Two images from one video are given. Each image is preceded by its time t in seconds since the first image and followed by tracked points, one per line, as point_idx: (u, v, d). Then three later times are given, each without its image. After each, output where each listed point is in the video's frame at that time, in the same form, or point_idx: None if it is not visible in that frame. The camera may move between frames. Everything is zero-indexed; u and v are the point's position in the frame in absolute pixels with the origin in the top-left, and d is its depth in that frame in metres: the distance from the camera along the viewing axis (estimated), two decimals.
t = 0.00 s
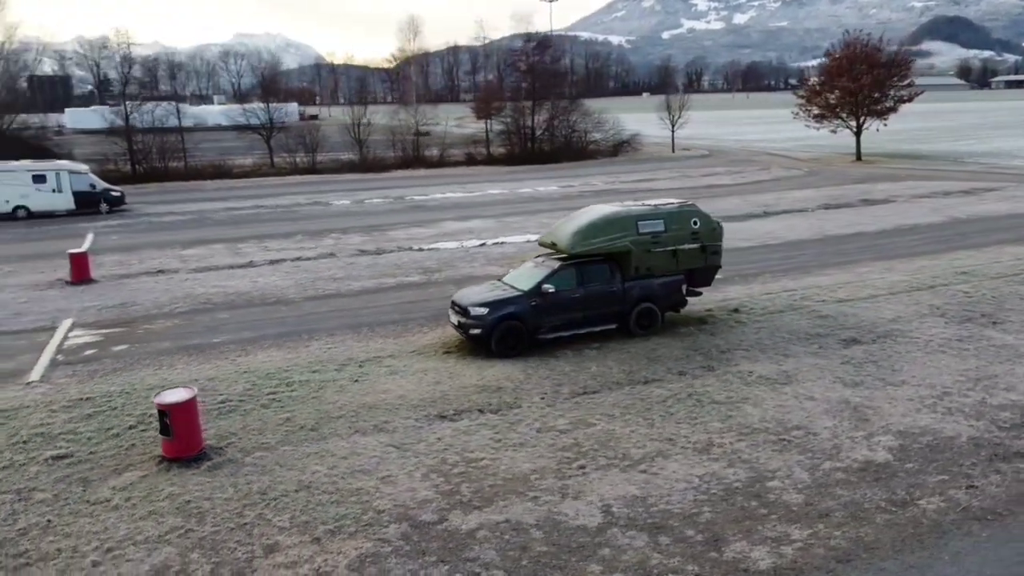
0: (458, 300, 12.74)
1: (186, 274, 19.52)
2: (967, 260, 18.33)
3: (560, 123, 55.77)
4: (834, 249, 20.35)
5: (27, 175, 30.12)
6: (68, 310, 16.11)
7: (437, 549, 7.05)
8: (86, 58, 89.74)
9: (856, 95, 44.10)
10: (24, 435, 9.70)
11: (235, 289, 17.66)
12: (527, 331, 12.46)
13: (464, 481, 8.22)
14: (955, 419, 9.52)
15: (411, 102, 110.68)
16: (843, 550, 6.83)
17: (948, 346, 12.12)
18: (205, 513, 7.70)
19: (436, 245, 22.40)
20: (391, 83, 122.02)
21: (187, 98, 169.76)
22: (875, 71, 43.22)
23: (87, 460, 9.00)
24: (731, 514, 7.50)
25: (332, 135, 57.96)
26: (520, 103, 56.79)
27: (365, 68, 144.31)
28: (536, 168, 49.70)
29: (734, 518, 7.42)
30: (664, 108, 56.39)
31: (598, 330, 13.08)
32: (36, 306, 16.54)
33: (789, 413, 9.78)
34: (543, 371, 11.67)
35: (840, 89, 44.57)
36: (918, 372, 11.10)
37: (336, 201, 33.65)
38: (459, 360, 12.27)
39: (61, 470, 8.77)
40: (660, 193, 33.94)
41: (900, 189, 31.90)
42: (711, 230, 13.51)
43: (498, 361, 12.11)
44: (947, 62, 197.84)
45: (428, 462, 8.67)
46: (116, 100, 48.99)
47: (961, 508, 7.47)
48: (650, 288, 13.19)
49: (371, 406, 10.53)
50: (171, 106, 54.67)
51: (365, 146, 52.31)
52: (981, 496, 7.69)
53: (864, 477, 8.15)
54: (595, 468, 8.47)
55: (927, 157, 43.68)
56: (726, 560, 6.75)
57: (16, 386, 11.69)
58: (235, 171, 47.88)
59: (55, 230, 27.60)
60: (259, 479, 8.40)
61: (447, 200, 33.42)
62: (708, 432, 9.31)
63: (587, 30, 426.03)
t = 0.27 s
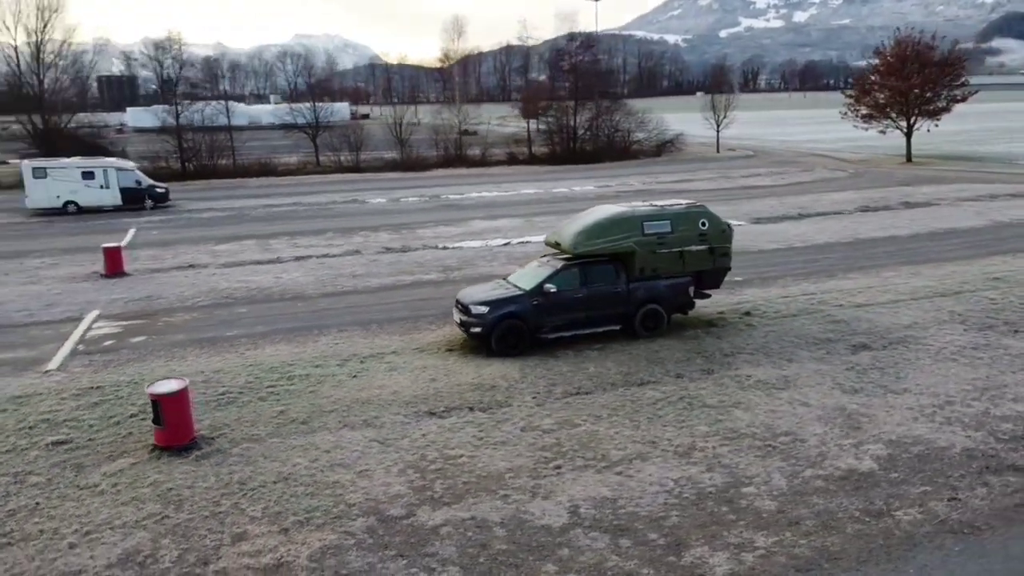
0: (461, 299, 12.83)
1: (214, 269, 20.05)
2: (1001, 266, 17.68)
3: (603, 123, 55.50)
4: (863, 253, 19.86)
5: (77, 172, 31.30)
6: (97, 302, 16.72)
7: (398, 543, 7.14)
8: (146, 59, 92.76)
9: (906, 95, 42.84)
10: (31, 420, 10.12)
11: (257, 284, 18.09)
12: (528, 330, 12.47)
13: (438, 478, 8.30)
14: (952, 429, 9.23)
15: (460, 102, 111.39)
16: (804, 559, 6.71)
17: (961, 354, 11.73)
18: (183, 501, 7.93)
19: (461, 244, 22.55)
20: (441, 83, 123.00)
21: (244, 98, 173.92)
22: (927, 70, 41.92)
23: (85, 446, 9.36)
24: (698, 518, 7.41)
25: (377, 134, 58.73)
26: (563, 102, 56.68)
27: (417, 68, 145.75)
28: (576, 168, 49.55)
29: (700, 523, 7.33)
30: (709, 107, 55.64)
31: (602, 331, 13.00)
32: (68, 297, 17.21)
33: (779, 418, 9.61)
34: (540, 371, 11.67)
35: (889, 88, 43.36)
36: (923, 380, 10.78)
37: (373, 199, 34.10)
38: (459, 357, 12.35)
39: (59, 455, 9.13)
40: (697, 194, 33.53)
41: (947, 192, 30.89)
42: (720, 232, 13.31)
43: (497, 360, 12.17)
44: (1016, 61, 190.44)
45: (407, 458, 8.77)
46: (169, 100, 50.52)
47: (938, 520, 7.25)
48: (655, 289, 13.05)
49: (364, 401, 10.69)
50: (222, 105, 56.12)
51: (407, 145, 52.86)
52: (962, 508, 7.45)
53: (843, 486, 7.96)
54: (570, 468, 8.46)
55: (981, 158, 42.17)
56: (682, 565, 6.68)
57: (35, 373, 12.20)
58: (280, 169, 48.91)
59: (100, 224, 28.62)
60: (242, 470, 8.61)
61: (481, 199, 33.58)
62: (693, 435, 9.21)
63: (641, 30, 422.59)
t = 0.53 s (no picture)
0: (465, 297, 12.89)
1: (240, 264, 20.53)
2: None
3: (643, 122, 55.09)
4: (890, 257, 19.38)
5: (121, 169, 32.31)
6: (124, 295, 17.26)
7: (366, 537, 7.24)
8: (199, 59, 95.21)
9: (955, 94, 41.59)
10: (41, 408, 10.51)
11: (278, 280, 18.46)
12: (531, 329, 12.48)
13: (417, 474, 8.38)
14: (949, 438, 8.97)
15: (504, 101, 111.72)
16: (768, 566, 6.61)
17: (973, 362, 11.38)
18: (169, 489, 8.17)
19: (484, 243, 22.67)
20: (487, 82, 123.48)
21: (295, 97, 177.09)
22: (977, 69, 40.64)
23: (86, 434, 9.69)
24: (668, 522, 7.35)
25: (418, 133, 59.28)
26: (603, 101, 56.40)
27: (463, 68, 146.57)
28: (613, 168, 49.30)
29: (668, 526, 7.27)
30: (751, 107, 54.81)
31: (606, 331, 12.95)
32: (97, 290, 17.80)
33: (770, 423, 9.46)
34: (538, 370, 11.68)
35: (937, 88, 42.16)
36: (927, 387, 10.49)
37: (406, 197, 34.46)
38: (461, 355, 12.44)
39: (61, 442, 9.47)
40: (731, 194, 33.10)
41: (992, 195, 29.92)
42: (729, 233, 13.14)
43: (497, 359, 12.22)
44: None
45: (390, 453, 8.88)
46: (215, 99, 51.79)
47: (915, 531, 7.06)
48: (661, 290, 12.95)
49: (360, 397, 10.84)
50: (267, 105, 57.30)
51: (447, 144, 53.23)
52: (942, 520, 7.25)
53: (823, 493, 7.81)
54: (549, 468, 8.46)
55: None
56: (642, 568, 6.63)
57: (54, 362, 12.66)
58: (321, 167, 49.73)
59: (141, 220, 29.50)
60: (230, 461, 8.82)
61: (513, 198, 33.67)
62: (679, 438, 9.13)
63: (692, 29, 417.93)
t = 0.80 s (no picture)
0: (469, 295, 12.97)
1: (266, 260, 20.98)
2: None
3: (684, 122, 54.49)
4: (918, 261, 18.86)
5: (163, 166, 33.25)
6: (150, 289, 17.78)
7: (334, 529, 7.36)
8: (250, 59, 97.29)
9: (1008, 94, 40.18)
10: (51, 396, 10.91)
11: (299, 276, 18.83)
12: (532, 329, 12.50)
13: (395, 469, 8.48)
14: (942, 448, 8.72)
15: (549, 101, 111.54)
16: (727, 571, 6.53)
17: (983, 370, 11.03)
18: (155, 477, 8.42)
19: (507, 242, 22.72)
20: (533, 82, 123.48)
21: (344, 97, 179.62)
22: None
23: (89, 421, 10.05)
24: (635, 524, 7.30)
25: (458, 132, 59.63)
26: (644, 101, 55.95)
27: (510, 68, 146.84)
28: (652, 168, 48.89)
29: (635, 529, 7.22)
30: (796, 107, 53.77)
31: (610, 332, 12.90)
32: (126, 284, 18.38)
33: (758, 428, 9.32)
34: (536, 370, 11.70)
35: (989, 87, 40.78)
36: (929, 395, 10.21)
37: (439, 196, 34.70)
38: (462, 353, 12.52)
39: (64, 429, 9.83)
40: (766, 196, 32.54)
41: None
42: (737, 235, 12.96)
43: (497, 357, 12.27)
44: None
45: (373, 448, 9.00)
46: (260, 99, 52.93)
47: (887, 541, 6.90)
48: (665, 291, 12.84)
49: (356, 392, 10.99)
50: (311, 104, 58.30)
51: (486, 144, 53.43)
52: (917, 530, 7.06)
53: (800, 500, 7.66)
54: (527, 466, 8.47)
55: None
56: (600, 569, 6.61)
57: (73, 352, 13.13)
58: (361, 166, 50.39)
59: (180, 216, 30.31)
60: (219, 451, 9.04)
61: (545, 198, 33.65)
62: (663, 440, 9.06)
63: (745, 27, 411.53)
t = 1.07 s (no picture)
0: (472, 293, 13.05)
1: (292, 256, 21.39)
2: None
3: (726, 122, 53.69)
4: (947, 265, 18.31)
5: (204, 164, 34.12)
6: (176, 283, 18.30)
7: (304, 520, 7.49)
8: (300, 60, 99.08)
9: None
10: (62, 384, 11.33)
11: (320, 272, 19.15)
12: (533, 328, 12.51)
13: (375, 463, 8.59)
14: (932, 457, 8.48)
15: (595, 100, 110.99)
16: None
17: (991, 379, 10.68)
18: (144, 465, 8.68)
19: (530, 241, 22.75)
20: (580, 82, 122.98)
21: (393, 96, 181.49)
22: None
23: (93, 409, 10.40)
24: (601, 525, 7.27)
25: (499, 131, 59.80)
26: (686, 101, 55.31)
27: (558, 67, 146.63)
28: (692, 168, 48.30)
29: (599, 529, 7.19)
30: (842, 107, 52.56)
31: (613, 332, 12.83)
32: (154, 278, 18.93)
33: (745, 432, 9.18)
34: (534, 369, 11.71)
35: None
36: (930, 403, 9.93)
37: (472, 195, 34.86)
38: (464, 351, 12.60)
39: (68, 416, 10.19)
40: (803, 197, 31.91)
41: None
42: (745, 236, 12.76)
43: (497, 356, 12.32)
44: None
45: (357, 442, 9.13)
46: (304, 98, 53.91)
47: (854, 551, 6.74)
48: (670, 292, 12.72)
49: (352, 387, 11.16)
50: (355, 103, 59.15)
51: (525, 143, 53.48)
52: (888, 541, 6.90)
53: (773, 506, 7.55)
54: (504, 464, 8.50)
55: None
56: (556, 569, 6.61)
57: (91, 343, 13.60)
58: (401, 165, 50.92)
59: (218, 213, 31.08)
60: (209, 442, 9.28)
61: (577, 198, 33.55)
62: (645, 442, 9.00)
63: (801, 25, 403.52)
